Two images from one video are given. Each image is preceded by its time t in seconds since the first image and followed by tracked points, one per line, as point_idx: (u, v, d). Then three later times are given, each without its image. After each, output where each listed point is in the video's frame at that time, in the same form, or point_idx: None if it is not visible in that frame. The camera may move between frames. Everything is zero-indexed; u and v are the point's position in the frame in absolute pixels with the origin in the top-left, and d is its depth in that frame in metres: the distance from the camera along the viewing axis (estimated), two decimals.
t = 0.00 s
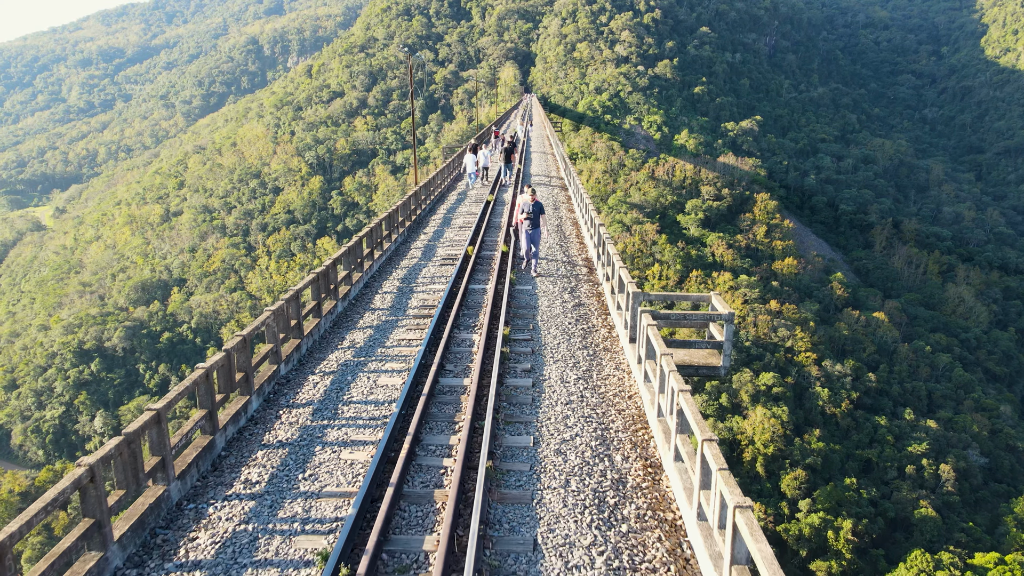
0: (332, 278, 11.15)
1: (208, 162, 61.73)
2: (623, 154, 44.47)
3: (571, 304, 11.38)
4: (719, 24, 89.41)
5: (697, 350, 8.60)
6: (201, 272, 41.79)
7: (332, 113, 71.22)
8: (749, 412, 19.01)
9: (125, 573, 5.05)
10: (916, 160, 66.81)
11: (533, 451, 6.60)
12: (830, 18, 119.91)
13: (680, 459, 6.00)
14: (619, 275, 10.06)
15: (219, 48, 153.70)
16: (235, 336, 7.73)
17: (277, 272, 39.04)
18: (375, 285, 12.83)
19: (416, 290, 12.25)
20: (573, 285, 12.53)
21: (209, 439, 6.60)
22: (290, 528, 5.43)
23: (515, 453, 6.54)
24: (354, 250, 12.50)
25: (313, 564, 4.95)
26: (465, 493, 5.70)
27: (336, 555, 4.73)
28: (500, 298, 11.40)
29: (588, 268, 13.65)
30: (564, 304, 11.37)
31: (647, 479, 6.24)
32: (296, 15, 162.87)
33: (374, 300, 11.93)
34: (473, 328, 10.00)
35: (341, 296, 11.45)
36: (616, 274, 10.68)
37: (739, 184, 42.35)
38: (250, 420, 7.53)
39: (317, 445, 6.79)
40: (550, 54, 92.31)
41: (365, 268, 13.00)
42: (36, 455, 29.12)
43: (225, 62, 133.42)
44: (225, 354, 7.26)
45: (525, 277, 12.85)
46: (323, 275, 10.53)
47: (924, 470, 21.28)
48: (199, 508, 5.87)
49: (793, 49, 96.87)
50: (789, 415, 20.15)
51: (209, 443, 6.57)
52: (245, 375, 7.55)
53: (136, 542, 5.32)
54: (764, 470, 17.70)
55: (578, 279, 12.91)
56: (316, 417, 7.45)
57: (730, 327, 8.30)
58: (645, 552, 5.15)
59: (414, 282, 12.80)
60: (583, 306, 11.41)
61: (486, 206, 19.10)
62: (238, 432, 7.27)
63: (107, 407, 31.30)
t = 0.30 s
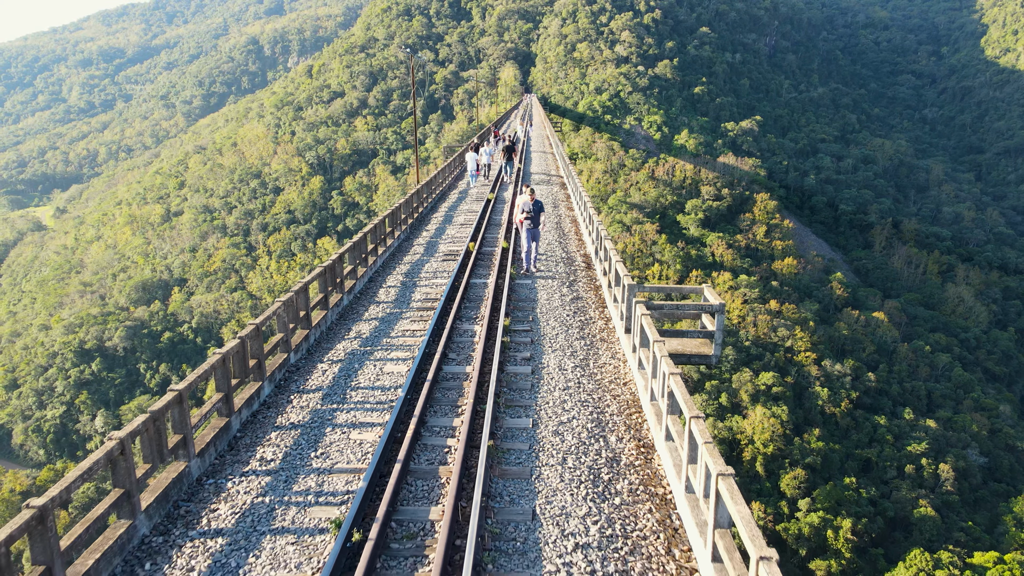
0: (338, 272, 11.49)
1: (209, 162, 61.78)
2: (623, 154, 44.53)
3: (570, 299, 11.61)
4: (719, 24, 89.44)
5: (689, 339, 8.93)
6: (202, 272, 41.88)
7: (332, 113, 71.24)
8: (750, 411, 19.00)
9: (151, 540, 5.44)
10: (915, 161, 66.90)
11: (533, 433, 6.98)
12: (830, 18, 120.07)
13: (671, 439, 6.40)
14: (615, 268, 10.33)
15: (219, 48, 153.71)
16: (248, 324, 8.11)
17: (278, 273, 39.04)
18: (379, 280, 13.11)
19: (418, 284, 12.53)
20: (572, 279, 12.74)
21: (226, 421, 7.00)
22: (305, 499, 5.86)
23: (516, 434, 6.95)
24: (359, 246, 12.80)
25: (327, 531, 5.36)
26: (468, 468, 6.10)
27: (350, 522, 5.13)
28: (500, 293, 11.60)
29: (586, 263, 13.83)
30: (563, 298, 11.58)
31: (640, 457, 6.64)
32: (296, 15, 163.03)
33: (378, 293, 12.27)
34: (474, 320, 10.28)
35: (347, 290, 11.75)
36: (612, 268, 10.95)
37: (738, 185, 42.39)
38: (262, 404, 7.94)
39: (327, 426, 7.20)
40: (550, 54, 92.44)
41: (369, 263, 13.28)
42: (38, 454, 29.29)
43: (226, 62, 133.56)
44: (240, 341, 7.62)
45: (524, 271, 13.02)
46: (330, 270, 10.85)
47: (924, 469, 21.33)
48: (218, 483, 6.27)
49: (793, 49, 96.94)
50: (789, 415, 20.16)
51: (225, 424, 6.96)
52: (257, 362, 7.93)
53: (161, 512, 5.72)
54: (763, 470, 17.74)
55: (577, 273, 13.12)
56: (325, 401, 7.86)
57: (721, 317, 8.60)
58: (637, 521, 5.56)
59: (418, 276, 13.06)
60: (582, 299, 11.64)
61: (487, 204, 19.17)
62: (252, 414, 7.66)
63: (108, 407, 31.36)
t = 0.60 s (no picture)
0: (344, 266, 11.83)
1: (209, 162, 61.83)
2: (623, 154, 44.57)
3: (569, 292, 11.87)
4: (720, 24, 89.46)
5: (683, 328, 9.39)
6: (202, 272, 41.94)
7: (333, 113, 71.24)
8: (749, 411, 19.02)
9: (175, 510, 5.95)
10: (915, 161, 66.95)
11: (532, 415, 7.48)
12: (830, 19, 120.23)
13: (662, 419, 6.87)
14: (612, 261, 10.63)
15: (219, 48, 153.75)
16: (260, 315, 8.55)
17: (278, 272, 39.01)
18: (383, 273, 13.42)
19: (422, 278, 12.82)
20: (571, 273, 12.98)
21: (241, 403, 7.48)
22: (319, 473, 6.38)
23: (516, 416, 7.45)
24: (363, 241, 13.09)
25: (340, 501, 5.86)
26: (471, 447, 6.60)
27: (361, 494, 5.62)
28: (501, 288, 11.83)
29: (584, 257, 14.02)
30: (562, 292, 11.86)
31: (633, 437, 7.13)
32: (297, 16, 163.24)
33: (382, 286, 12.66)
34: (476, 313, 10.61)
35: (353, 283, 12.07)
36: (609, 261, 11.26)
37: (738, 184, 42.43)
38: (275, 389, 8.45)
39: (337, 409, 7.70)
40: (550, 54, 92.54)
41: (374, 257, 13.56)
42: (40, 454, 29.51)
43: (226, 62, 133.68)
44: (253, 329, 8.06)
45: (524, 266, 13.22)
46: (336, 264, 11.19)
47: (924, 469, 21.35)
48: (235, 461, 6.78)
49: (793, 49, 96.95)
50: (788, 414, 20.17)
51: (241, 406, 7.43)
52: (269, 349, 8.39)
53: (184, 485, 6.24)
54: (763, 469, 17.76)
55: (575, 267, 13.35)
56: (335, 385, 8.40)
57: (713, 307, 9.04)
58: (629, 493, 6.08)
59: (421, 271, 13.31)
60: (580, 293, 11.90)
61: (489, 202, 19.20)
62: (265, 399, 8.15)
63: (109, 407, 31.43)
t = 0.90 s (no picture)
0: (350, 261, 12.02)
1: (210, 162, 61.86)
2: (624, 154, 44.61)
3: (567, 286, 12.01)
4: (720, 24, 89.49)
5: (676, 319, 9.72)
6: (203, 271, 42.00)
7: (333, 113, 71.26)
8: (749, 410, 19.09)
9: (197, 484, 6.40)
10: (915, 161, 66.96)
11: (532, 400, 7.74)
12: (830, 19, 120.37)
13: (654, 403, 7.14)
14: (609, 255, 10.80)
15: (220, 48, 153.77)
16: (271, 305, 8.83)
17: (279, 272, 39.03)
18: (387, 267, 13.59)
19: (426, 272, 13.00)
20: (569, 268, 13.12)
21: (254, 388, 7.81)
22: (332, 450, 6.78)
23: (516, 400, 7.71)
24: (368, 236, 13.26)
25: (351, 475, 6.27)
26: (473, 427, 6.92)
27: (371, 468, 6.00)
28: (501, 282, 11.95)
29: (582, 253, 14.15)
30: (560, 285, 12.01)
31: (626, 420, 7.41)
32: (298, 16, 163.32)
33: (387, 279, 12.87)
34: (478, 305, 10.81)
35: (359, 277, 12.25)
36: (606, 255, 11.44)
37: (738, 184, 42.48)
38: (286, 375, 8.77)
39: (346, 393, 8.03)
40: (550, 54, 92.54)
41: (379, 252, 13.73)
42: (40, 453, 29.61)
43: (226, 62, 133.73)
44: (265, 319, 8.36)
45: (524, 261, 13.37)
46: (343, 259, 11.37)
47: (923, 468, 21.40)
48: (252, 440, 7.17)
49: (793, 49, 96.97)
50: (788, 413, 20.22)
51: (254, 391, 7.76)
52: (280, 338, 8.69)
53: (203, 462, 6.65)
54: (762, 468, 17.84)
55: (574, 262, 13.50)
56: (343, 372, 8.71)
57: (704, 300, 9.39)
58: (622, 470, 6.42)
59: (424, 266, 13.44)
60: (578, 286, 12.03)
61: (489, 201, 19.26)
62: (277, 385, 8.48)
63: (110, 406, 31.50)
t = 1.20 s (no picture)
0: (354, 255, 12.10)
1: (210, 162, 61.88)
2: (623, 154, 44.63)
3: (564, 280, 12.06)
4: (720, 24, 89.50)
5: (670, 311, 9.83)
6: (204, 271, 42.06)
7: (334, 113, 71.30)
8: (749, 410, 19.13)
9: (214, 462, 6.52)
10: (914, 161, 66.98)
11: (531, 385, 7.80)
12: (829, 19, 120.42)
13: (648, 388, 7.20)
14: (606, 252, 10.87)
15: (221, 48, 153.79)
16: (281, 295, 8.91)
17: (279, 272, 39.08)
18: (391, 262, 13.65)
19: (428, 267, 13.06)
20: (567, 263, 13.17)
21: (266, 373, 7.89)
22: (340, 431, 6.88)
23: (516, 385, 7.78)
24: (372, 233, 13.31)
25: (361, 453, 6.38)
26: (475, 410, 7.00)
27: (379, 445, 6.11)
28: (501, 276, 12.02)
29: (580, 250, 14.20)
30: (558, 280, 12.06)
31: (622, 404, 7.48)
32: (298, 16, 163.37)
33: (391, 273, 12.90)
34: (478, 298, 10.87)
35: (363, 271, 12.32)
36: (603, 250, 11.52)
37: (738, 184, 42.49)
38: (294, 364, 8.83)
39: (353, 379, 8.12)
40: (550, 55, 92.58)
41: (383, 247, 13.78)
42: (41, 452, 29.91)
43: (227, 62, 133.77)
44: (275, 308, 8.48)
45: (523, 257, 13.45)
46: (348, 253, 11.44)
47: (922, 467, 21.44)
48: (265, 422, 7.28)
49: (793, 49, 97.01)
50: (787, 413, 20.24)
51: (266, 376, 7.84)
52: (289, 326, 8.76)
53: (219, 443, 6.76)
54: (762, 467, 17.90)
55: (571, 259, 13.54)
56: (350, 360, 8.77)
57: (696, 291, 9.55)
58: (618, 449, 6.50)
59: (427, 261, 13.51)
60: (575, 281, 12.08)
61: (490, 199, 19.31)
62: (287, 372, 8.54)
63: (111, 405, 31.60)
